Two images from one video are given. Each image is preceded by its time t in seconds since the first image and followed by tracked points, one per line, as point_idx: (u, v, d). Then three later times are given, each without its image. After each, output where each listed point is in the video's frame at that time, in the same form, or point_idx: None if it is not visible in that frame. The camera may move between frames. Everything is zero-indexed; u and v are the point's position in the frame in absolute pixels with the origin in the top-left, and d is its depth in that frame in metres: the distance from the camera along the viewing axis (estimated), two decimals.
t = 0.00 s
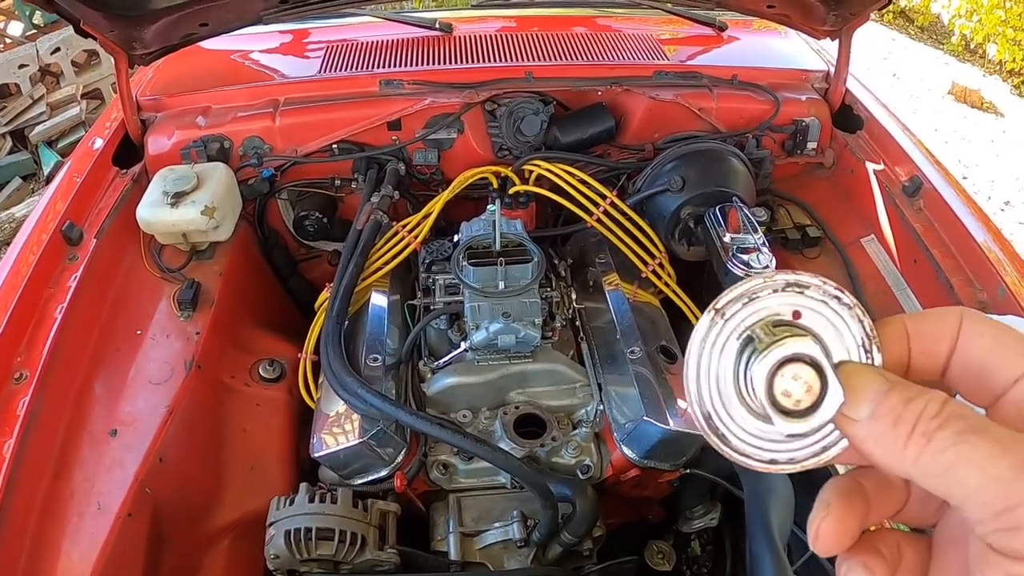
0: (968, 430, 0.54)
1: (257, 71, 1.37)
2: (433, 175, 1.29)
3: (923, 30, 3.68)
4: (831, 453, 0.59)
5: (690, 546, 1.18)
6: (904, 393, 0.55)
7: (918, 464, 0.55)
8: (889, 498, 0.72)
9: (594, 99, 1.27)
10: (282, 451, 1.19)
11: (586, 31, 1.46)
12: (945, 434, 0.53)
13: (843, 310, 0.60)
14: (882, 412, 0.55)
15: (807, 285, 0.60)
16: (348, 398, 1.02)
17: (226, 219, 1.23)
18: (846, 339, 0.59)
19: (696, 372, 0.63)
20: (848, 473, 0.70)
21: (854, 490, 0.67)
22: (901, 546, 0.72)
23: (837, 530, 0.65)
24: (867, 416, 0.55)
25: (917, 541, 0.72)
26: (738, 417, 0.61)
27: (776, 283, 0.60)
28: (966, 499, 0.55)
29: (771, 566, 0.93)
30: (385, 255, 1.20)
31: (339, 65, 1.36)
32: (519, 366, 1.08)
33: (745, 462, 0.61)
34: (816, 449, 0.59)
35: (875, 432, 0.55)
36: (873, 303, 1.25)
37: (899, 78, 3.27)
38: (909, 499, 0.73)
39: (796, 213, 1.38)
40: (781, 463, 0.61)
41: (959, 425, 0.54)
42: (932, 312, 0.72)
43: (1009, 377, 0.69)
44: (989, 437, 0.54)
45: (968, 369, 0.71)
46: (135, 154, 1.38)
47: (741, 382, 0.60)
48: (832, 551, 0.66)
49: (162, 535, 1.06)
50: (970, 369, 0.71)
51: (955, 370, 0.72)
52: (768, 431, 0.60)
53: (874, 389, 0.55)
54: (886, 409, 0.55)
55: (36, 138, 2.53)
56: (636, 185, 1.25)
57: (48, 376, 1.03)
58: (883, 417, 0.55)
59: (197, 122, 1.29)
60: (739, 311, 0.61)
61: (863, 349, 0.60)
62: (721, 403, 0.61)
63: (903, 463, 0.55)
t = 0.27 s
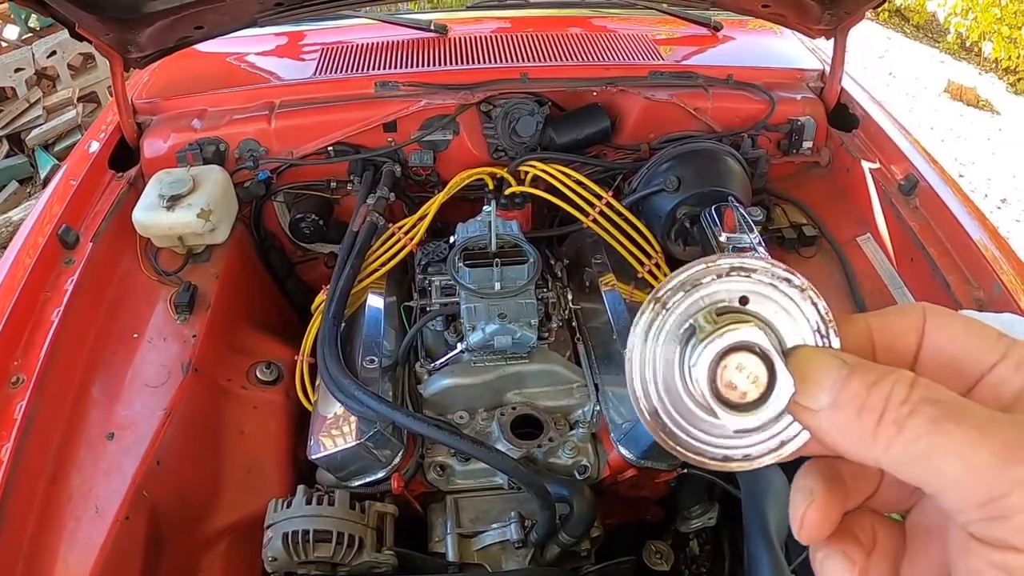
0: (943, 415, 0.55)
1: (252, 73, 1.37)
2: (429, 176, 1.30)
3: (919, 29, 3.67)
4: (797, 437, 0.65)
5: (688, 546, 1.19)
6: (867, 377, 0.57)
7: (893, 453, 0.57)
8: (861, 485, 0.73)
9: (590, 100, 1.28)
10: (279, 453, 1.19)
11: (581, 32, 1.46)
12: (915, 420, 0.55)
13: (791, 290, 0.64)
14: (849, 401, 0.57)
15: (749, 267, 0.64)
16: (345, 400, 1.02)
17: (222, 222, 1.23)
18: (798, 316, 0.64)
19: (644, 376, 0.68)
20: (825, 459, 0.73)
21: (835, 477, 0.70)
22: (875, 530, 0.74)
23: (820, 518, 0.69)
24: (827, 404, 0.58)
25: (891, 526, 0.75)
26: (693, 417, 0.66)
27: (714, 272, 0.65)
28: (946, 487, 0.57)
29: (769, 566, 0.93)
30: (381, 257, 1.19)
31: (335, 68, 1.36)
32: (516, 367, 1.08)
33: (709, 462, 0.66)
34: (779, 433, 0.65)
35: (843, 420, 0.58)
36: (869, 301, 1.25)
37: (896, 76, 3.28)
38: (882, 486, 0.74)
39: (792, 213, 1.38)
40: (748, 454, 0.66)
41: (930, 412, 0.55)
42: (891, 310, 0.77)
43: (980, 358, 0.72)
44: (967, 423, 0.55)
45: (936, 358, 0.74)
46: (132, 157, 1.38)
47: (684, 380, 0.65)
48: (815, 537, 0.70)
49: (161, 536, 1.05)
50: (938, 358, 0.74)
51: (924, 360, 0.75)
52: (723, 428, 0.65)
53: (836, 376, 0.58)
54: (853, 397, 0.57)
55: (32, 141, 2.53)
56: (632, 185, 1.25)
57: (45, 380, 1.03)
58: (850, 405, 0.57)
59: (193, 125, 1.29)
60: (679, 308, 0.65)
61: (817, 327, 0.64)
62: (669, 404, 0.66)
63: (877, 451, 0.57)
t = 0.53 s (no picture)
0: (937, 395, 0.56)
1: (250, 74, 1.37)
2: (427, 176, 1.30)
3: (917, 27, 3.67)
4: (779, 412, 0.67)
5: (688, 544, 1.19)
6: (852, 354, 0.57)
7: (889, 437, 0.59)
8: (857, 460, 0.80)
9: (588, 99, 1.27)
10: (278, 453, 1.19)
11: (579, 31, 1.46)
12: (908, 401, 0.57)
13: (750, 258, 0.65)
14: (836, 384, 0.58)
15: (701, 242, 0.64)
16: (343, 400, 1.02)
17: (220, 223, 1.23)
18: (762, 283, 0.65)
19: (605, 374, 0.68)
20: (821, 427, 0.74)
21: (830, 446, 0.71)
22: (875, 496, 0.81)
23: (811, 486, 0.70)
24: (809, 383, 0.59)
25: (890, 493, 0.82)
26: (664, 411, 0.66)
27: (662, 253, 0.65)
28: (946, 468, 0.59)
29: (767, 563, 0.93)
30: (379, 257, 1.19)
31: (333, 68, 1.36)
32: (514, 367, 1.08)
33: (691, 453, 0.68)
34: (760, 413, 0.66)
35: (831, 403, 0.59)
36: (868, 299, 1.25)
37: (894, 74, 3.27)
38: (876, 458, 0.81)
39: (790, 210, 1.38)
40: (732, 438, 0.67)
41: (924, 392, 0.56)
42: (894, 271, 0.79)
43: (986, 325, 0.75)
44: (963, 402, 0.56)
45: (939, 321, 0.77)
46: (130, 158, 1.38)
47: (647, 376, 0.65)
48: (805, 505, 0.71)
49: (160, 537, 1.05)
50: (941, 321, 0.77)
51: (926, 325, 0.78)
52: (697, 418, 0.66)
53: (818, 353, 0.58)
54: (839, 379, 0.58)
55: (30, 142, 2.53)
56: (630, 184, 1.25)
57: (43, 381, 1.03)
58: (837, 387, 0.58)
59: (190, 126, 1.29)
60: (631, 297, 0.66)
61: (784, 293, 0.65)
62: (638, 403, 0.67)
63: (871, 438, 0.60)
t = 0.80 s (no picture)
0: (938, 384, 0.56)
1: (248, 77, 1.38)
2: (424, 179, 1.30)
3: (915, 29, 3.67)
4: (761, 402, 0.64)
5: (685, 546, 1.18)
6: (845, 339, 0.57)
7: (887, 428, 0.59)
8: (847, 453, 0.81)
9: (584, 102, 1.28)
10: (276, 456, 1.19)
11: (576, 34, 1.46)
12: (908, 390, 0.57)
13: (726, 231, 0.62)
14: (830, 372, 0.57)
15: (671, 215, 0.61)
16: (340, 404, 1.02)
17: (217, 225, 1.23)
18: (741, 257, 0.62)
19: (570, 363, 0.65)
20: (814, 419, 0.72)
21: (822, 440, 0.70)
22: (869, 489, 0.81)
23: (798, 478, 0.69)
24: (797, 370, 0.58)
25: (883, 485, 0.82)
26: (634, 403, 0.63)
27: (629, 229, 0.61)
28: (940, 465, 0.60)
29: (763, 563, 0.93)
30: (377, 260, 1.20)
31: (330, 71, 1.36)
32: (511, 369, 1.08)
33: (667, 446, 0.64)
34: (742, 403, 0.64)
35: (823, 391, 0.58)
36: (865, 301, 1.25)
37: (892, 75, 3.28)
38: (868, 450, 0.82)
39: (787, 213, 1.37)
40: (711, 430, 0.64)
41: (925, 381, 0.56)
42: (900, 245, 0.78)
43: (992, 304, 0.74)
44: (966, 390, 0.55)
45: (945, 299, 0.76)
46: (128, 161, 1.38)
47: (614, 365, 0.61)
48: (791, 499, 0.70)
49: (157, 540, 1.04)
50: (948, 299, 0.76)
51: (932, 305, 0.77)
52: (672, 410, 0.63)
53: (808, 339, 0.57)
54: (832, 366, 0.57)
55: (29, 145, 2.54)
56: (627, 187, 1.24)
57: (41, 385, 1.03)
58: (832, 374, 0.57)
59: (188, 129, 1.29)
60: (594, 279, 0.62)
61: (766, 268, 0.62)
62: (607, 393, 0.64)
63: (867, 429, 0.60)
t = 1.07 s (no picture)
0: (968, 390, 0.55)
1: (246, 79, 1.38)
2: (421, 181, 1.30)
3: (912, 28, 3.66)
4: (756, 412, 0.62)
5: (685, 547, 1.18)
6: (861, 343, 0.55)
7: (911, 441, 0.58)
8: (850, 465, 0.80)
9: (582, 103, 1.28)
10: (274, 460, 1.19)
11: (573, 35, 1.46)
12: (939, 396, 0.55)
13: (717, 215, 0.59)
14: (844, 376, 0.56)
15: (656, 196, 0.57)
16: (336, 406, 1.02)
17: (215, 228, 1.23)
18: (732, 247, 0.59)
19: (536, 365, 0.61)
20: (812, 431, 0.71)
21: (822, 456, 0.69)
22: (872, 506, 0.81)
23: (798, 497, 0.68)
24: (804, 375, 0.56)
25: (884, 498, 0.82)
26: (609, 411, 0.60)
27: (607, 209, 0.57)
28: (952, 472, 0.59)
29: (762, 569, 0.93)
30: (375, 261, 1.20)
31: (327, 73, 1.36)
32: (509, 372, 1.08)
33: (646, 462, 0.62)
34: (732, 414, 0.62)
35: (838, 399, 0.57)
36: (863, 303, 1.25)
37: (890, 76, 3.27)
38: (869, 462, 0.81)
39: (784, 215, 1.37)
40: (698, 444, 0.62)
41: (956, 387, 0.55)
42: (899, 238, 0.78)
43: (1010, 299, 0.75)
44: (1001, 399, 0.54)
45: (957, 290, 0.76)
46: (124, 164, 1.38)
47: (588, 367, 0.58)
48: (791, 521, 0.70)
49: (155, 544, 1.04)
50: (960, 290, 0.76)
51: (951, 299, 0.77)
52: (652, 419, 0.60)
53: (818, 341, 0.55)
54: (845, 368, 0.55)
55: (26, 148, 2.55)
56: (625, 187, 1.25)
57: (38, 388, 1.03)
58: (845, 380, 0.56)
59: (185, 131, 1.29)
60: (567, 268, 0.58)
61: (762, 258, 0.60)
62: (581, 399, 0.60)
63: (889, 443, 0.59)
